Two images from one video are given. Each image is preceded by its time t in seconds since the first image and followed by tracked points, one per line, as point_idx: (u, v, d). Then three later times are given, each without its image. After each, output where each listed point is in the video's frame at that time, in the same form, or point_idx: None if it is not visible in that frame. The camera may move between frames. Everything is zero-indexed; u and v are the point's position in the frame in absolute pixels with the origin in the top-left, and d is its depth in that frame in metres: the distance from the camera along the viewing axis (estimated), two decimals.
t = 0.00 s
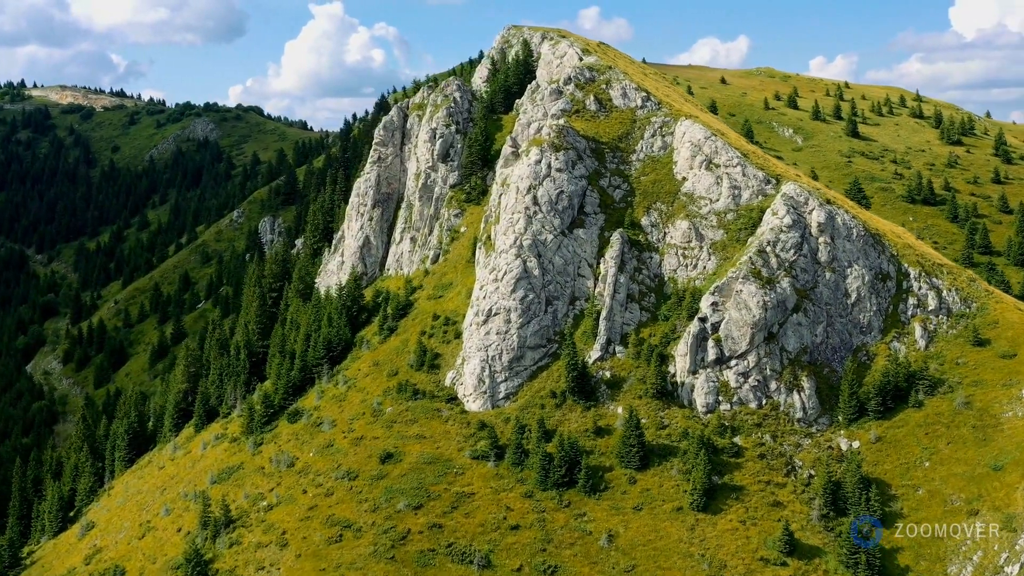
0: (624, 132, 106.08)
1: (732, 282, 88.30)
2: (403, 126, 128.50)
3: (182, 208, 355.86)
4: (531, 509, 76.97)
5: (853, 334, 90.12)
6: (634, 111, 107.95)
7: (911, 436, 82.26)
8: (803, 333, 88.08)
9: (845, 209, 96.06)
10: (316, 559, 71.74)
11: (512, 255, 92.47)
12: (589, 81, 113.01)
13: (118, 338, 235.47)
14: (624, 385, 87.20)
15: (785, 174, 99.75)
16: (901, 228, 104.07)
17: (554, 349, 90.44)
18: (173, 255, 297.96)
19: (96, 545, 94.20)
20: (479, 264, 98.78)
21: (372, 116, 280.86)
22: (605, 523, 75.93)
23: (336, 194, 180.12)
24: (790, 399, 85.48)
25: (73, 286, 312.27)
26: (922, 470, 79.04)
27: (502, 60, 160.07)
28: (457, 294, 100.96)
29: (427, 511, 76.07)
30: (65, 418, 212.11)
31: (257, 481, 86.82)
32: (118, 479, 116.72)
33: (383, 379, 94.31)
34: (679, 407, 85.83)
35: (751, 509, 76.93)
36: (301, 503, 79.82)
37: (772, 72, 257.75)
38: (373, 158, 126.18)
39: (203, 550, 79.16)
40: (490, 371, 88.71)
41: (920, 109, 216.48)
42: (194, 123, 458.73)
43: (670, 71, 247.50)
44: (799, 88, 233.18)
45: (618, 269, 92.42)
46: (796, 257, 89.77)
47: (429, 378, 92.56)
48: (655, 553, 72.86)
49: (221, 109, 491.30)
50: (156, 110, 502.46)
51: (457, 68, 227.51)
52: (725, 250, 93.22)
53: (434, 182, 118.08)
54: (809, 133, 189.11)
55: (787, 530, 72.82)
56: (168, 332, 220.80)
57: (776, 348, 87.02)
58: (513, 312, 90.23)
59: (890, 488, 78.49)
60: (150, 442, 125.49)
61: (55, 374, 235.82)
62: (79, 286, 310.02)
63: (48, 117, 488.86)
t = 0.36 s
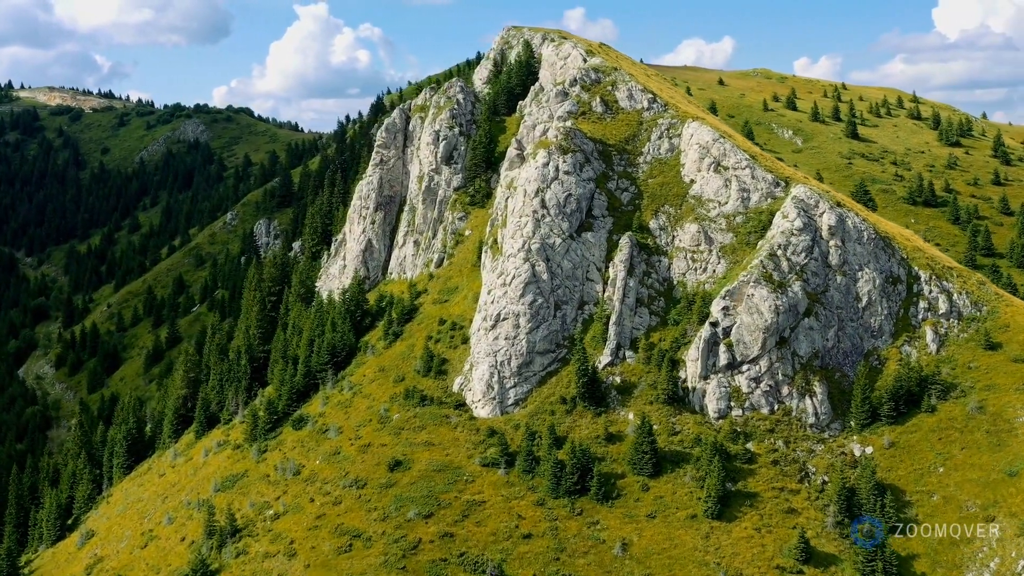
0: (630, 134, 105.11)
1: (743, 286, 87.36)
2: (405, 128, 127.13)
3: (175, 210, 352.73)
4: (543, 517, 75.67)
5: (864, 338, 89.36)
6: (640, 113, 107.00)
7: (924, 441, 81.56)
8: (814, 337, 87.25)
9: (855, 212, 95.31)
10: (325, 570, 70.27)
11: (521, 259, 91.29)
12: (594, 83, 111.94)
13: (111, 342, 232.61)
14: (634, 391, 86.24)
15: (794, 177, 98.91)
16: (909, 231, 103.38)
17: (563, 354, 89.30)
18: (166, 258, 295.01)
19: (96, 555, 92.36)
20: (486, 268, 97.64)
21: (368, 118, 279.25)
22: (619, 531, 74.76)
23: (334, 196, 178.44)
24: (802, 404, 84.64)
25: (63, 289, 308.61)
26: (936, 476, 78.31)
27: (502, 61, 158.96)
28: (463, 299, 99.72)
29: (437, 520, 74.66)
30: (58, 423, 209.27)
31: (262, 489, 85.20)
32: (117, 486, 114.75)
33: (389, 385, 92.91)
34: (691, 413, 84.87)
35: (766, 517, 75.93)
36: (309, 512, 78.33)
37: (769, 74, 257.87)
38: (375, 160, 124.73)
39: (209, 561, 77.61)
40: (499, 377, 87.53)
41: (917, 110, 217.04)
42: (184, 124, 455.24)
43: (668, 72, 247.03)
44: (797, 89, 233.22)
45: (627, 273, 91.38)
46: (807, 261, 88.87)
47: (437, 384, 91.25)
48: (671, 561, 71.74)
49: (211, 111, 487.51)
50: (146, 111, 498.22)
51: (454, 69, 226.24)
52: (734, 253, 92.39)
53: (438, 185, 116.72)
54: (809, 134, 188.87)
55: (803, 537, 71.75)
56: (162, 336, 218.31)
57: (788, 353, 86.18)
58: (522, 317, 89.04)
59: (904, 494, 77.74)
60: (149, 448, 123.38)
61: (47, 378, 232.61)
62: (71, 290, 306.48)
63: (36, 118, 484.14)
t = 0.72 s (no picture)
0: (638, 136, 104.07)
1: (756, 290, 86.39)
2: (408, 130, 125.66)
3: (165, 212, 349.00)
4: (557, 527, 74.21)
5: (876, 343, 88.51)
6: (648, 115, 105.96)
7: (939, 447, 80.56)
8: (827, 342, 86.35)
9: (867, 215, 94.53)
10: None
11: (530, 264, 89.93)
12: (601, 84, 110.79)
13: (103, 346, 229.23)
14: (646, 397, 85.11)
15: (804, 179, 98.07)
16: (918, 234, 102.66)
17: (573, 360, 88.04)
18: (158, 260, 291.62)
19: (96, 566, 90.35)
20: (494, 273, 96.26)
21: (364, 119, 277.35)
22: (634, 540, 73.37)
23: (332, 199, 176.53)
24: (816, 410, 83.72)
25: (52, 292, 304.32)
26: (952, 483, 77.20)
27: (503, 63, 157.72)
28: (470, 304, 98.33)
29: (449, 530, 73.07)
30: (51, 429, 206.03)
31: (268, 498, 83.37)
32: (115, 495, 112.55)
33: (397, 392, 91.29)
34: (704, 420, 83.76)
35: (783, 525, 74.75)
36: (317, 522, 76.56)
37: (766, 75, 258.14)
38: (378, 163, 123.11)
39: (215, 572, 75.82)
40: (509, 384, 86.20)
41: (915, 112, 218.04)
42: (172, 125, 451.25)
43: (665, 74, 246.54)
44: (795, 91, 233.40)
45: (638, 277, 90.24)
46: (819, 265, 87.93)
47: (445, 391, 89.75)
48: (687, 571, 70.27)
49: (199, 112, 484.01)
50: (135, 112, 493.75)
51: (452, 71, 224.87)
52: (745, 257, 91.47)
53: (442, 188, 115.15)
54: (809, 136, 188.69)
55: (821, 545, 70.53)
56: (156, 340, 215.42)
57: (801, 358, 85.24)
58: (532, 322, 87.66)
59: (920, 501, 76.54)
60: (147, 456, 121.12)
61: (38, 383, 228.93)
62: (60, 293, 302.43)
63: (23, 120, 478.64)
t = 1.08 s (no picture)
0: (646, 138, 102.89)
1: (768, 295, 85.42)
2: (410, 132, 123.95)
3: (155, 214, 344.86)
4: (571, 537, 72.80)
5: (888, 348, 87.74)
6: (655, 117, 104.79)
7: (954, 453, 79.73)
8: (840, 347, 85.46)
9: (877, 219, 93.71)
10: None
11: (539, 268, 88.54)
12: (607, 86, 109.43)
13: (94, 351, 225.63)
14: (658, 404, 83.97)
15: (814, 182, 97.20)
16: (926, 237, 101.91)
17: (584, 366, 86.72)
18: (149, 263, 287.95)
19: None
20: (501, 277, 94.80)
21: (359, 120, 275.23)
22: (649, 550, 72.07)
23: (329, 201, 174.40)
24: (829, 416, 82.77)
25: (41, 296, 299.73)
26: (967, 489, 76.33)
27: (503, 65, 156.21)
28: (476, 309, 96.85)
29: (462, 540, 71.54)
30: (42, 435, 202.08)
31: (274, 508, 81.50)
32: (112, 504, 110.20)
33: (403, 399, 89.64)
34: (717, 426, 82.65)
35: (799, 533, 73.70)
36: (325, 533, 74.83)
37: (762, 77, 258.38)
38: (379, 165, 121.30)
39: None
40: (519, 391, 84.79)
41: (912, 114, 219.51)
42: (160, 126, 447.00)
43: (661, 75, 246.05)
44: (792, 92, 233.70)
45: (648, 282, 89.09)
46: (831, 269, 87.02)
47: (453, 398, 88.19)
48: None
49: (187, 113, 479.69)
50: (122, 113, 488.55)
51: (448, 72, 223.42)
52: (756, 261, 90.52)
53: (445, 191, 113.54)
54: (809, 138, 188.52)
55: (839, 554, 69.51)
56: (149, 344, 212.30)
57: (814, 364, 84.31)
58: (542, 328, 86.28)
59: (936, 508, 75.60)
60: (144, 463, 118.69)
61: (28, 389, 224.94)
62: (49, 296, 297.78)
63: (7, 121, 471.94)
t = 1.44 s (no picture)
0: (653, 141, 101.76)
1: (781, 300, 84.31)
2: (412, 134, 122.33)
3: (145, 216, 340.54)
4: (585, 547, 71.37)
5: (901, 353, 86.95)
6: (662, 120, 103.73)
7: (968, 460, 78.95)
8: (853, 353, 84.57)
9: (888, 222, 92.87)
10: None
11: (549, 273, 87.07)
12: (614, 88, 108.23)
13: (85, 355, 222.04)
14: (671, 411, 82.81)
15: (824, 186, 96.38)
16: (935, 241, 101.25)
17: (595, 372, 85.40)
18: (139, 266, 284.21)
19: None
20: (509, 282, 93.33)
21: (353, 121, 273.04)
22: (665, 560, 70.71)
23: (326, 204, 172.33)
24: (843, 422, 81.81)
25: (28, 299, 294.92)
26: (983, 496, 75.42)
27: (503, 67, 154.83)
28: (483, 314, 95.34)
29: (474, 551, 69.95)
30: (33, 442, 197.54)
31: (280, 518, 79.62)
32: (109, 513, 107.89)
33: (411, 407, 87.99)
34: (730, 433, 81.57)
35: (816, 542, 72.63)
36: (334, 544, 73.03)
37: (757, 78, 258.76)
38: (381, 168, 119.51)
39: None
40: (530, 398, 83.34)
41: (909, 116, 221.03)
42: (147, 127, 442.46)
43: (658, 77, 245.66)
44: (789, 94, 234.12)
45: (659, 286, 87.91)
46: (844, 273, 86.01)
47: (462, 405, 86.62)
48: None
49: (175, 114, 474.81)
50: (108, 113, 482.74)
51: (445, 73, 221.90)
52: (767, 265, 89.59)
53: (449, 194, 111.87)
54: (808, 140, 188.38)
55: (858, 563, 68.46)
56: (141, 348, 209.14)
57: (828, 369, 83.37)
58: (552, 334, 84.84)
59: (953, 515, 74.60)
60: (141, 470, 116.30)
61: (16, 394, 220.80)
62: (36, 299, 292.93)
63: None
